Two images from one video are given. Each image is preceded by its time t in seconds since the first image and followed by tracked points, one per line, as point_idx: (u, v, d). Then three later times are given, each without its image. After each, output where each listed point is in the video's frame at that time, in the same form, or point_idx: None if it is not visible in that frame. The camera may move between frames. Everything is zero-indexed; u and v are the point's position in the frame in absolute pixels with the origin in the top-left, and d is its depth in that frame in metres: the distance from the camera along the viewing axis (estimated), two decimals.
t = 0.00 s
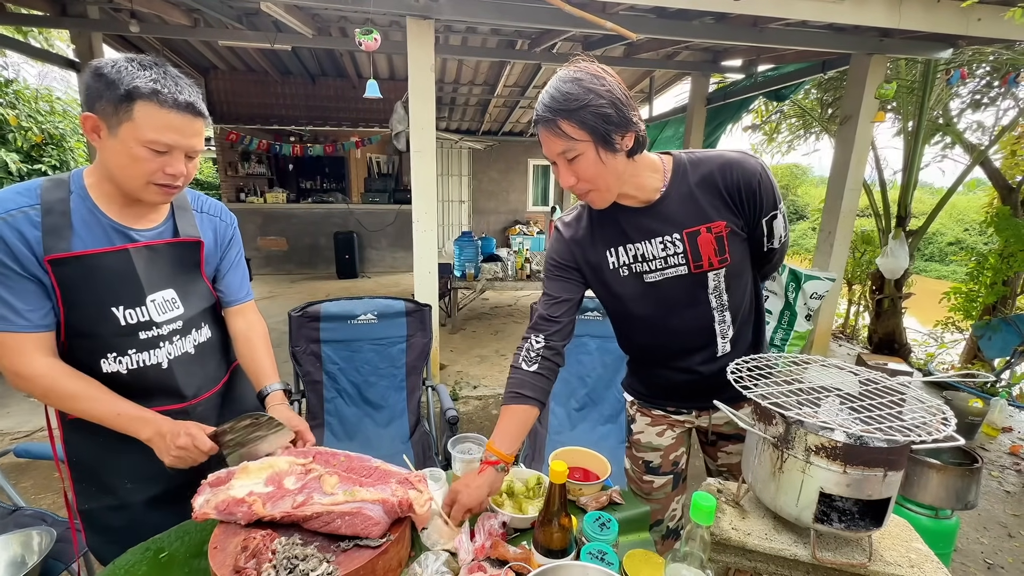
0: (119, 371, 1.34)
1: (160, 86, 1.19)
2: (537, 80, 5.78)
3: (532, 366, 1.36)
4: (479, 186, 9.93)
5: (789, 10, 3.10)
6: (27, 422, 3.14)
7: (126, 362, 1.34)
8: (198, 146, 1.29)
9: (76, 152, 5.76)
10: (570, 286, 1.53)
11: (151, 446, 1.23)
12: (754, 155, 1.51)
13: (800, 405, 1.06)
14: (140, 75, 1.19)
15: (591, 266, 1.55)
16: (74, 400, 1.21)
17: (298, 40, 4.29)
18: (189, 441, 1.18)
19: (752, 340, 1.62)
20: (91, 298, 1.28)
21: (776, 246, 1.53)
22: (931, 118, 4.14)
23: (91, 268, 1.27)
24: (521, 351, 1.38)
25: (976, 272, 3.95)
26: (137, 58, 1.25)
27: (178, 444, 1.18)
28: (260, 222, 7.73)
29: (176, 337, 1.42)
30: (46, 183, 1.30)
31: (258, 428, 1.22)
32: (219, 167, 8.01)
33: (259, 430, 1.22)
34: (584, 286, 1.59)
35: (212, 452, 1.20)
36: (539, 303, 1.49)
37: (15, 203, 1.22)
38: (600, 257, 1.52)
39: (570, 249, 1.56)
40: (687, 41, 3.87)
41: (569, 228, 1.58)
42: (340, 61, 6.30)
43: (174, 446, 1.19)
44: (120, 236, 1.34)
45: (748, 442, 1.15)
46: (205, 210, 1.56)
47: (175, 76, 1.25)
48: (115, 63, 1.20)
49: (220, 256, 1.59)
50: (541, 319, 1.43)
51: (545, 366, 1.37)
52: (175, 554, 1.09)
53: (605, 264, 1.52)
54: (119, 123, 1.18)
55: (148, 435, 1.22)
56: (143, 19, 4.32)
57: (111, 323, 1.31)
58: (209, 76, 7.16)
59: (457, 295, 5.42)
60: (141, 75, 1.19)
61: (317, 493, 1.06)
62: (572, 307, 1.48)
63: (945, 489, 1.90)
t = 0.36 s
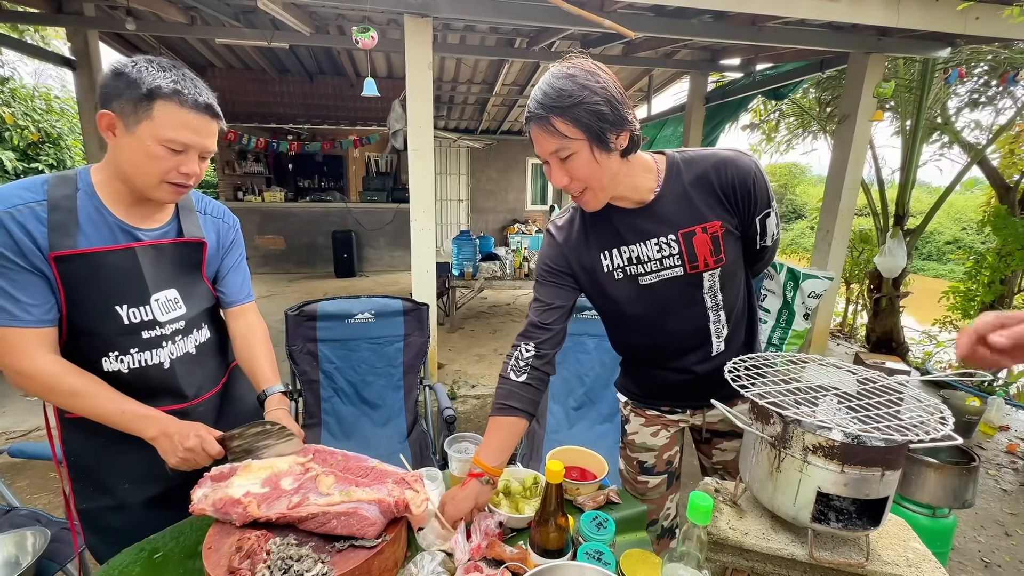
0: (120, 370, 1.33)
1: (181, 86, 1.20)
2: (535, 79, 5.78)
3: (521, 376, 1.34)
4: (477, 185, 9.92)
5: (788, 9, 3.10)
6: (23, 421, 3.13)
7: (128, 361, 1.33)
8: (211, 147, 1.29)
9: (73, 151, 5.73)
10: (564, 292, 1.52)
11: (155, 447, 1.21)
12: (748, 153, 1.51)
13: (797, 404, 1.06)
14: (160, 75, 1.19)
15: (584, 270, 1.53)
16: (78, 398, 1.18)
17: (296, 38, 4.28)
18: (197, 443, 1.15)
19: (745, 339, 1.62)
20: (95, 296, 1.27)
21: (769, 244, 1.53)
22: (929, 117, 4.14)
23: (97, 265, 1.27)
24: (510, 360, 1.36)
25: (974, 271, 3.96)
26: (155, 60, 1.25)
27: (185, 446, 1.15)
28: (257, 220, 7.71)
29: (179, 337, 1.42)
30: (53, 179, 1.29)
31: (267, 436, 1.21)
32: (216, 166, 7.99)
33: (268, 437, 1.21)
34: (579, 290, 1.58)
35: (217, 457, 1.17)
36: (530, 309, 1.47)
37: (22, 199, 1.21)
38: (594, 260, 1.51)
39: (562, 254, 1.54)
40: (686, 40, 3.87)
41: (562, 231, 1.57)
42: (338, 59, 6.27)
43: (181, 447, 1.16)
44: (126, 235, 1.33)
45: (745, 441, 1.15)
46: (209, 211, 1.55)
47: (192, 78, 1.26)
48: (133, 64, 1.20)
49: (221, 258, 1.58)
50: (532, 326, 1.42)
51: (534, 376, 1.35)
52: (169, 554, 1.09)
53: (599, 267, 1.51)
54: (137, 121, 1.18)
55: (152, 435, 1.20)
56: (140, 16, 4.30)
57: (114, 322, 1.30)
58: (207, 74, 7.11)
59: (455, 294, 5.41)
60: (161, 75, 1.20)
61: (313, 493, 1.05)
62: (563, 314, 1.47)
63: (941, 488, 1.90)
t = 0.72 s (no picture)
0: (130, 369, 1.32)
1: (194, 87, 1.20)
2: (534, 79, 5.77)
3: (522, 369, 1.34)
4: (476, 185, 9.91)
5: (787, 8, 3.09)
6: (21, 422, 3.12)
7: (139, 360, 1.33)
8: (222, 148, 1.28)
9: (72, 150, 5.72)
10: (564, 286, 1.51)
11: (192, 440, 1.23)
12: (749, 151, 1.51)
13: (798, 404, 1.06)
14: (174, 76, 1.19)
15: (584, 265, 1.53)
16: (118, 392, 1.19)
17: (295, 37, 4.27)
18: (236, 436, 1.20)
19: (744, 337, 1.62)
20: (109, 294, 1.27)
21: (769, 242, 1.54)
22: (928, 117, 4.13)
23: (110, 264, 1.26)
24: (511, 355, 1.36)
25: (973, 271, 3.96)
26: (168, 60, 1.25)
27: (224, 439, 1.20)
28: (256, 220, 7.70)
29: (189, 337, 1.42)
30: (63, 176, 1.28)
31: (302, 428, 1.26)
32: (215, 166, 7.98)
33: (303, 429, 1.25)
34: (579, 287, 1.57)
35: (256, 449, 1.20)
36: (531, 304, 1.47)
37: (34, 196, 1.20)
38: (594, 255, 1.51)
39: (562, 249, 1.54)
40: (685, 40, 3.86)
41: (562, 226, 1.56)
42: (337, 58, 6.26)
43: (221, 440, 1.20)
44: (136, 234, 1.32)
45: (746, 441, 1.15)
46: (216, 211, 1.54)
47: (205, 79, 1.25)
48: (147, 64, 1.20)
49: (229, 258, 1.57)
50: (532, 320, 1.41)
51: (535, 369, 1.35)
52: (168, 555, 1.08)
53: (599, 262, 1.51)
54: (149, 121, 1.17)
55: (191, 428, 1.23)
56: (139, 16, 4.28)
57: (127, 321, 1.30)
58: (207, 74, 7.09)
59: (454, 294, 5.41)
60: (175, 76, 1.19)
61: (314, 492, 1.05)
62: (564, 308, 1.46)
63: (941, 488, 1.90)
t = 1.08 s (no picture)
0: (118, 364, 1.32)
1: (187, 87, 1.20)
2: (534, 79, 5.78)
3: (511, 378, 1.33)
4: (476, 185, 9.92)
5: (786, 8, 3.10)
6: (21, 423, 3.12)
7: (126, 355, 1.33)
8: (216, 148, 1.28)
9: (71, 151, 5.73)
10: (560, 294, 1.51)
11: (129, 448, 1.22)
12: (743, 150, 1.52)
13: (798, 404, 1.06)
14: (168, 75, 1.19)
15: (580, 273, 1.53)
16: (62, 394, 1.19)
17: (294, 38, 4.28)
18: (169, 454, 1.19)
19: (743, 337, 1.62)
20: (94, 289, 1.27)
21: (765, 241, 1.54)
22: (927, 117, 4.14)
23: (93, 258, 1.26)
24: (501, 363, 1.36)
25: (972, 270, 3.97)
26: (163, 59, 1.25)
27: (157, 455, 1.19)
28: (256, 221, 7.70)
29: (177, 333, 1.41)
30: (59, 172, 1.30)
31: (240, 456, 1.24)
32: (215, 166, 7.99)
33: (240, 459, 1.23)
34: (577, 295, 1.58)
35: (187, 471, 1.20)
36: (525, 311, 1.46)
37: (22, 189, 1.22)
38: (591, 261, 1.50)
39: (558, 255, 1.54)
40: (684, 40, 3.86)
41: (558, 233, 1.56)
42: (336, 59, 6.27)
43: (153, 456, 1.19)
44: (126, 229, 1.32)
45: (746, 441, 1.15)
46: (215, 211, 1.54)
47: (200, 79, 1.25)
48: (141, 63, 1.20)
49: (227, 259, 1.57)
50: (525, 328, 1.40)
51: (525, 378, 1.34)
52: (168, 556, 1.08)
53: (596, 270, 1.50)
54: (142, 120, 1.18)
55: (128, 437, 1.21)
56: (139, 17, 4.29)
57: (113, 315, 1.29)
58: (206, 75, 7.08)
59: (454, 294, 5.41)
60: (168, 75, 1.19)
61: (311, 495, 1.05)
62: (559, 316, 1.45)
63: (941, 487, 1.90)
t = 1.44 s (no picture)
0: (114, 367, 1.32)
1: (177, 89, 1.20)
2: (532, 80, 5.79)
3: (503, 385, 1.31)
4: (475, 186, 9.93)
5: (783, 9, 3.10)
6: (20, 425, 3.11)
7: (122, 358, 1.33)
8: (207, 149, 1.28)
9: (70, 154, 5.73)
10: (552, 298, 1.48)
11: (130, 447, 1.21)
12: (736, 153, 1.53)
13: (793, 404, 1.06)
14: (157, 77, 1.20)
15: (575, 278, 1.51)
16: (56, 397, 1.18)
17: (293, 40, 4.28)
18: (170, 442, 1.19)
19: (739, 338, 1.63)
20: (89, 292, 1.27)
21: (758, 242, 1.55)
22: (924, 117, 4.15)
23: (90, 262, 1.26)
24: (493, 368, 1.33)
25: (971, 270, 3.97)
26: (154, 62, 1.25)
27: (158, 445, 1.19)
28: (255, 222, 7.70)
29: (174, 334, 1.41)
30: (53, 178, 1.30)
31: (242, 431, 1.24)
32: (214, 168, 7.99)
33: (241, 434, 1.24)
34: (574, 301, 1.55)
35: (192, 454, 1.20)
36: (518, 315, 1.44)
37: (18, 196, 1.22)
38: (586, 266, 1.49)
39: (552, 259, 1.52)
40: (682, 41, 3.87)
41: (551, 236, 1.54)
42: (335, 60, 6.27)
43: (154, 446, 1.19)
44: (121, 233, 1.33)
45: (742, 442, 1.15)
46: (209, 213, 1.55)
47: (190, 81, 1.26)
48: (132, 66, 1.21)
49: (222, 261, 1.58)
50: (518, 332, 1.38)
51: (517, 385, 1.32)
52: (165, 558, 1.08)
53: (591, 275, 1.49)
54: (133, 122, 1.18)
55: (128, 435, 1.20)
56: (137, 19, 4.30)
57: (108, 317, 1.30)
58: (205, 77, 7.08)
59: (454, 295, 5.42)
60: (158, 78, 1.20)
61: (307, 496, 1.05)
62: (552, 320, 1.43)
63: (938, 487, 1.90)
